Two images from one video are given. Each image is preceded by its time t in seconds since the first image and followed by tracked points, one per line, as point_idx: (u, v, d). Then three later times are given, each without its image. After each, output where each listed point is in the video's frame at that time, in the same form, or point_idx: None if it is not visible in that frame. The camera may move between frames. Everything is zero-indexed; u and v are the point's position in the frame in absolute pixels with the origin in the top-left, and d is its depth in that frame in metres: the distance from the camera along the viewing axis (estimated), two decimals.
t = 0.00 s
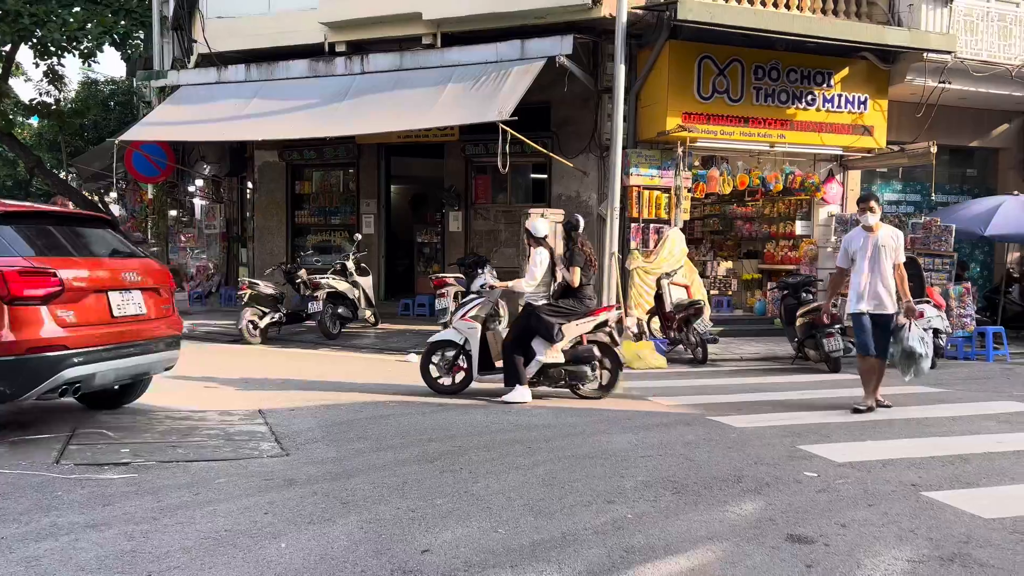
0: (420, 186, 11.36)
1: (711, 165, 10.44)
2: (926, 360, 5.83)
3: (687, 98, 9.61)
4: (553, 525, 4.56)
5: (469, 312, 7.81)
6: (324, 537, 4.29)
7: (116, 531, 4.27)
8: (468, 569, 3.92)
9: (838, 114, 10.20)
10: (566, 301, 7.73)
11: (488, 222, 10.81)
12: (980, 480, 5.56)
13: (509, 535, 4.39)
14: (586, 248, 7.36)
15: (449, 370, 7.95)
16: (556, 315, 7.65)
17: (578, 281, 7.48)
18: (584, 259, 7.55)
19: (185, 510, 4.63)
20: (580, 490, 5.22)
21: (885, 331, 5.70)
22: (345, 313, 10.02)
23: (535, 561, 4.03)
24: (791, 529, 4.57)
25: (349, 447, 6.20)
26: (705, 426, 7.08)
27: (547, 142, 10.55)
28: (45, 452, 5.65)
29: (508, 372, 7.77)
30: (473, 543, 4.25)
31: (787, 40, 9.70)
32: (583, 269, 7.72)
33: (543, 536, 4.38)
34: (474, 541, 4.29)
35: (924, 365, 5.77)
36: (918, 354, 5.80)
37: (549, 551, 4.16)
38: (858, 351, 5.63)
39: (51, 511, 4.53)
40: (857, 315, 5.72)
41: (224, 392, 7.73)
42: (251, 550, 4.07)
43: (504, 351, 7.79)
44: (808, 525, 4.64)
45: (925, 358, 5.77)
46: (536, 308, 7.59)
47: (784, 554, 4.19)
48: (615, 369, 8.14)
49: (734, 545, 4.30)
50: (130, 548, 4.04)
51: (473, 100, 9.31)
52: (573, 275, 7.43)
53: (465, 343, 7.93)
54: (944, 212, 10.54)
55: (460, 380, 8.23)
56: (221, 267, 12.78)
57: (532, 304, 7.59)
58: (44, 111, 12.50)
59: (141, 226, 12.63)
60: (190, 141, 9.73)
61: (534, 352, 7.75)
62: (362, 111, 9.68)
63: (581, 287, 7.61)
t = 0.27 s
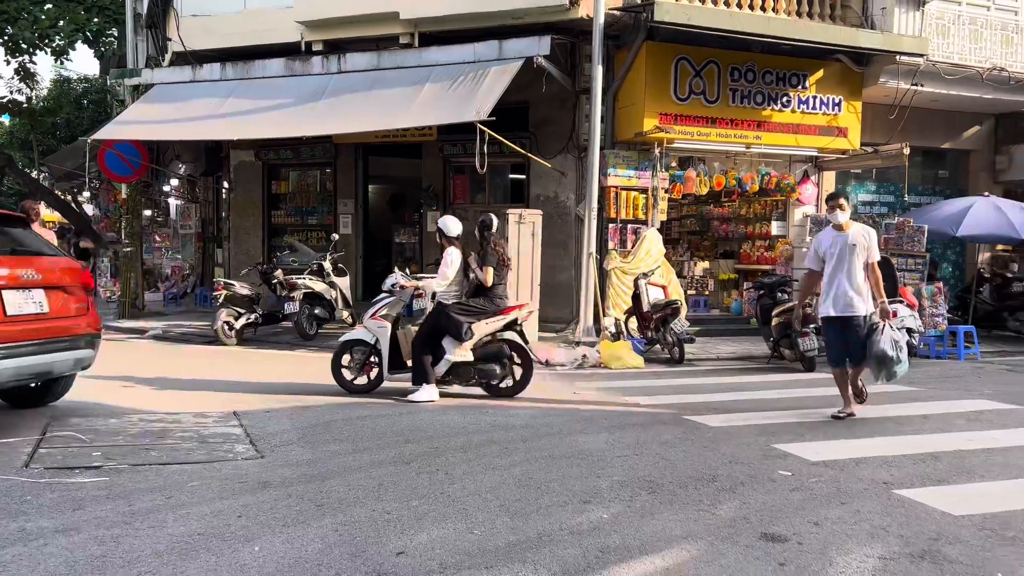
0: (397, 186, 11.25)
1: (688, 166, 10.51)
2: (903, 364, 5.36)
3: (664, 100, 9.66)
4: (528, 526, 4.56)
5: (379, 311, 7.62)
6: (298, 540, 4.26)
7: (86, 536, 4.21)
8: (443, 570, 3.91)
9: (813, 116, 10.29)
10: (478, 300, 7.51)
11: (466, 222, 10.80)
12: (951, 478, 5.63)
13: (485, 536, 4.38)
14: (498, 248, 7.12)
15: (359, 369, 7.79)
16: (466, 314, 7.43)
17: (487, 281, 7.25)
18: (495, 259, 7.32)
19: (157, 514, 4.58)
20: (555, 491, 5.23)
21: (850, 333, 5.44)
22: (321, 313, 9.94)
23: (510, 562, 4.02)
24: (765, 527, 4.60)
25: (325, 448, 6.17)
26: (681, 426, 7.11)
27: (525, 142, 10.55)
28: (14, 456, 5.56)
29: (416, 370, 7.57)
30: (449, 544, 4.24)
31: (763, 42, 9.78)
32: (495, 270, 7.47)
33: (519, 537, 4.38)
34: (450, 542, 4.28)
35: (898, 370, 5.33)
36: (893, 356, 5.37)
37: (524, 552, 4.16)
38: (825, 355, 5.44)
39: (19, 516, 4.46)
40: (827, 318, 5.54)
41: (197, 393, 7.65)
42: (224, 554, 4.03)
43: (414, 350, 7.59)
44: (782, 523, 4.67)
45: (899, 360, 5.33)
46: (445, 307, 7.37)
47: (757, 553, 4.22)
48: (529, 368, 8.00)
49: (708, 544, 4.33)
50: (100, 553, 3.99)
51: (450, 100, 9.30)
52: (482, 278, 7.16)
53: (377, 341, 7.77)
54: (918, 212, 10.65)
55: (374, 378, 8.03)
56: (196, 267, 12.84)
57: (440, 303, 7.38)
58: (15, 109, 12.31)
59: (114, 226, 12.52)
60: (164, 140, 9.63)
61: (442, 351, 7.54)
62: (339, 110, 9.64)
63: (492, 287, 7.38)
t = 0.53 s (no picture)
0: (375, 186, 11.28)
1: (667, 167, 10.59)
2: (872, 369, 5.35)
3: (643, 102, 9.70)
4: (506, 527, 4.56)
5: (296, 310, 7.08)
6: (275, 543, 4.25)
7: (60, 540, 4.18)
8: (420, 572, 3.91)
9: (791, 118, 10.37)
10: (397, 300, 7.01)
11: (447, 222, 10.80)
12: (924, 476, 5.70)
13: (462, 538, 4.38)
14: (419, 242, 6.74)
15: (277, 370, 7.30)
16: (384, 314, 6.91)
17: (408, 281, 6.75)
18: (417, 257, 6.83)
19: (132, 518, 4.54)
20: (534, 492, 5.24)
21: (826, 336, 5.33)
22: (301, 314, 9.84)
23: (488, 563, 4.03)
24: (741, 527, 4.64)
25: (303, 451, 6.14)
26: (659, 426, 7.14)
27: (506, 143, 10.56)
28: None
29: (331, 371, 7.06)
30: (426, 546, 4.24)
31: (741, 44, 9.85)
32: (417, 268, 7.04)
33: (497, 538, 4.39)
34: (427, 544, 4.28)
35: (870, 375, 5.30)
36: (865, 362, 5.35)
37: (502, 553, 4.17)
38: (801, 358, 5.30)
39: None
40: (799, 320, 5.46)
41: (175, 395, 7.59)
42: (200, 557, 4.01)
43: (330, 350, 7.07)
44: (758, 523, 4.70)
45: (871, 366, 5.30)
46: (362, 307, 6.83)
47: (732, 552, 4.25)
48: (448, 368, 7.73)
49: (684, 544, 4.36)
50: (74, 557, 3.95)
51: (430, 100, 9.29)
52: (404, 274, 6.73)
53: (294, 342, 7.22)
54: (894, 213, 10.75)
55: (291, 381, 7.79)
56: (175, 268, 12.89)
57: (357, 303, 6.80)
58: None
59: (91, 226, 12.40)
60: (141, 139, 9.55)
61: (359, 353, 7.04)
62: (318, 110, 9.60)
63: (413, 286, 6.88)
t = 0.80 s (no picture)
0: (358, 186, 11.20)
1: (650, 168, 10.64)
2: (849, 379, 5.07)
3: (626, 103, 9.73)
4: (488, 528, 4.56)
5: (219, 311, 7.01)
6: (255, 545, 4.22)
7: (36, 544, 4.13)
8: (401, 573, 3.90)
9: (773, 119, 10.44)
10: (323, 300, 6.97)
11: (430, 222, 10.78)
12: (902, 475, 5.75)
13: (445, 539, 4.37)
14: (343, 243, 6.72)
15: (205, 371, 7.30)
16: (309, 314, 6.87)
17: (333, 280, 6.73)
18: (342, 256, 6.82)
19: (111, 521, 4.50)
20: (516, 493, 5.24)
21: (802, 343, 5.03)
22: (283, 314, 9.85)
23: (470, 565, 4.02)
24: (722, 526, 4.66)
25: (284, 452, 6.10)
26: (642, 426, 7.16)
27: (490, 143, 10.55)
28: None
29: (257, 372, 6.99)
30: (408, 548, 4.23)
31: (723, 45, 9.91)
32: (342, 267, 7.02)
33: (479, 539, 4.38)
34: (410, 545, 4.27)
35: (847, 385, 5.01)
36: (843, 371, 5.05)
37: (484, 554, 4.17)
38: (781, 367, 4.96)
39: None
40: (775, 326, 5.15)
41: (154, 396, 7.52)
42: (180, 561, 3.98)
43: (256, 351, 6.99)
44: (739, 522, 4.72)
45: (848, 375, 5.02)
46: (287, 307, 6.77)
47: (713, 551, 4.27)
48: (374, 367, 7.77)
49: (666, 543, 4.37)
50: (51, 561, 3.91)
51: (413, 100, 9.28)
52: (327, 274, 6.70)
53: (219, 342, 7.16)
54: (875, 214, 10.84)
55: (218, 380, 7.76)
56: (156, 268, 12.79)
57: (282, 302, 6.74)
58: None
59: (70, 226, 12.28)
60: (122, 139, 9.47)
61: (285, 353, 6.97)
62: (301, 110, 9.56)
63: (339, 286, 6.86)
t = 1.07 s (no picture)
0: (338, 185, 11.32)
1: (630, 169, 10.67)
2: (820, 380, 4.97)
3: (605, 104, 9.75)
4: (466, 530, 4.54)
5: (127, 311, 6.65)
6: (230, 550, 4.17)
7: (5, 551, 4.06)
8: None
9: (750, 121, 10.51)
10: (230, 300, 6.67)
11: (409, 223, 10.73)
12: (877, 474, 5.80)
13: (423, 541, 4.35)
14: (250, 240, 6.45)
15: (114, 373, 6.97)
16: (216, 314, 6.56)
17: (238, 279, 6.43)
18: (248, 255, 6.53)
19: (83, 527, 4.43)
20: (495, 495, 5.22)
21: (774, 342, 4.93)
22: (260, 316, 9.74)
23: (448, 568, 4.00)
24: (700, 526, 4.68)
25: (261, 455, 6.05)
26: (620, 427, 7.16)
27: (469, 144, 10.52)
28: None
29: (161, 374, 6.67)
30: (386, 551, 4.20)
31: (701, 47, 9.97)
32: (250, 265, 6.73)
33: (457, 542, 4.36)
34: (387, 549, 4.24)
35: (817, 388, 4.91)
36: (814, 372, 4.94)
37: (462, 557, 4.14)
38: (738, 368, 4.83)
39: None
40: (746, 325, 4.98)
41: (127, 398, 7.43)
42: (154, 566, 3.93)
43: (161, 354, 6.63)
44: (716, 523, 4.74)
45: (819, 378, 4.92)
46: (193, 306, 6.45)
47: (690, 551, 4.28)
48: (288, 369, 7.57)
49: (643, 544, 4.37)
50: (21, 568, 3.84)
51: (392, 101, 9.25)
52: (234, 272, 6.42)
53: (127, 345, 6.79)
54: (852, 216, 10.93)
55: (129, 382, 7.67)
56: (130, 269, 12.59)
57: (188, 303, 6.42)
58: None
59: (42, 226, 12.14)
60: (96, 138, 9.35)
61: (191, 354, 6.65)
62: (279, 110, 9.50)
63: (246, 284, 6.57)
